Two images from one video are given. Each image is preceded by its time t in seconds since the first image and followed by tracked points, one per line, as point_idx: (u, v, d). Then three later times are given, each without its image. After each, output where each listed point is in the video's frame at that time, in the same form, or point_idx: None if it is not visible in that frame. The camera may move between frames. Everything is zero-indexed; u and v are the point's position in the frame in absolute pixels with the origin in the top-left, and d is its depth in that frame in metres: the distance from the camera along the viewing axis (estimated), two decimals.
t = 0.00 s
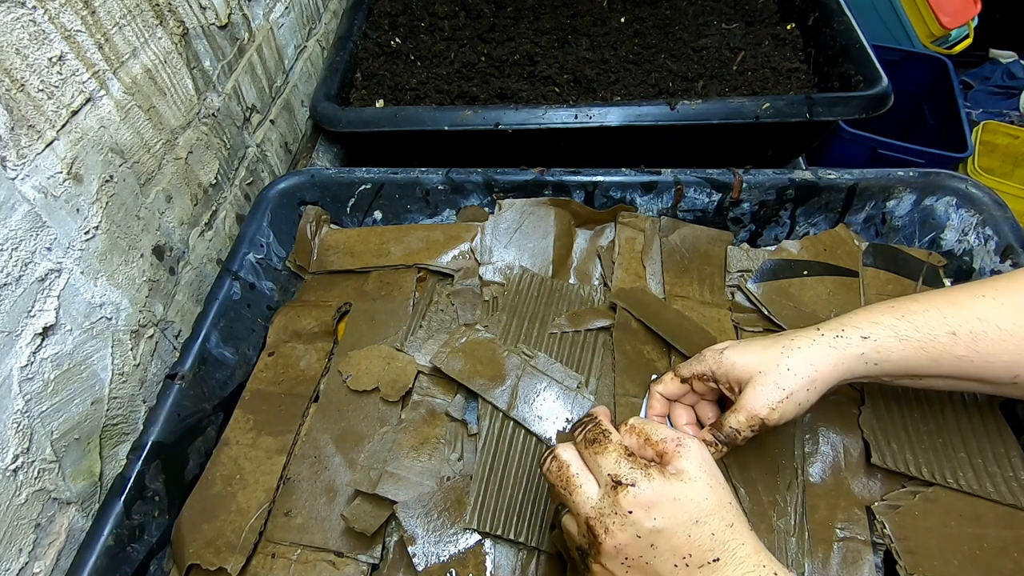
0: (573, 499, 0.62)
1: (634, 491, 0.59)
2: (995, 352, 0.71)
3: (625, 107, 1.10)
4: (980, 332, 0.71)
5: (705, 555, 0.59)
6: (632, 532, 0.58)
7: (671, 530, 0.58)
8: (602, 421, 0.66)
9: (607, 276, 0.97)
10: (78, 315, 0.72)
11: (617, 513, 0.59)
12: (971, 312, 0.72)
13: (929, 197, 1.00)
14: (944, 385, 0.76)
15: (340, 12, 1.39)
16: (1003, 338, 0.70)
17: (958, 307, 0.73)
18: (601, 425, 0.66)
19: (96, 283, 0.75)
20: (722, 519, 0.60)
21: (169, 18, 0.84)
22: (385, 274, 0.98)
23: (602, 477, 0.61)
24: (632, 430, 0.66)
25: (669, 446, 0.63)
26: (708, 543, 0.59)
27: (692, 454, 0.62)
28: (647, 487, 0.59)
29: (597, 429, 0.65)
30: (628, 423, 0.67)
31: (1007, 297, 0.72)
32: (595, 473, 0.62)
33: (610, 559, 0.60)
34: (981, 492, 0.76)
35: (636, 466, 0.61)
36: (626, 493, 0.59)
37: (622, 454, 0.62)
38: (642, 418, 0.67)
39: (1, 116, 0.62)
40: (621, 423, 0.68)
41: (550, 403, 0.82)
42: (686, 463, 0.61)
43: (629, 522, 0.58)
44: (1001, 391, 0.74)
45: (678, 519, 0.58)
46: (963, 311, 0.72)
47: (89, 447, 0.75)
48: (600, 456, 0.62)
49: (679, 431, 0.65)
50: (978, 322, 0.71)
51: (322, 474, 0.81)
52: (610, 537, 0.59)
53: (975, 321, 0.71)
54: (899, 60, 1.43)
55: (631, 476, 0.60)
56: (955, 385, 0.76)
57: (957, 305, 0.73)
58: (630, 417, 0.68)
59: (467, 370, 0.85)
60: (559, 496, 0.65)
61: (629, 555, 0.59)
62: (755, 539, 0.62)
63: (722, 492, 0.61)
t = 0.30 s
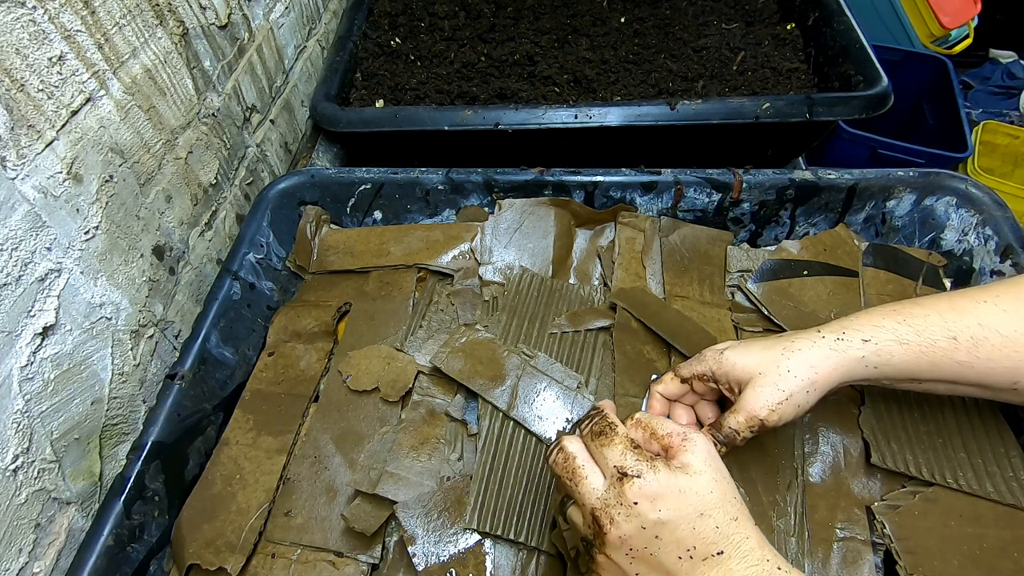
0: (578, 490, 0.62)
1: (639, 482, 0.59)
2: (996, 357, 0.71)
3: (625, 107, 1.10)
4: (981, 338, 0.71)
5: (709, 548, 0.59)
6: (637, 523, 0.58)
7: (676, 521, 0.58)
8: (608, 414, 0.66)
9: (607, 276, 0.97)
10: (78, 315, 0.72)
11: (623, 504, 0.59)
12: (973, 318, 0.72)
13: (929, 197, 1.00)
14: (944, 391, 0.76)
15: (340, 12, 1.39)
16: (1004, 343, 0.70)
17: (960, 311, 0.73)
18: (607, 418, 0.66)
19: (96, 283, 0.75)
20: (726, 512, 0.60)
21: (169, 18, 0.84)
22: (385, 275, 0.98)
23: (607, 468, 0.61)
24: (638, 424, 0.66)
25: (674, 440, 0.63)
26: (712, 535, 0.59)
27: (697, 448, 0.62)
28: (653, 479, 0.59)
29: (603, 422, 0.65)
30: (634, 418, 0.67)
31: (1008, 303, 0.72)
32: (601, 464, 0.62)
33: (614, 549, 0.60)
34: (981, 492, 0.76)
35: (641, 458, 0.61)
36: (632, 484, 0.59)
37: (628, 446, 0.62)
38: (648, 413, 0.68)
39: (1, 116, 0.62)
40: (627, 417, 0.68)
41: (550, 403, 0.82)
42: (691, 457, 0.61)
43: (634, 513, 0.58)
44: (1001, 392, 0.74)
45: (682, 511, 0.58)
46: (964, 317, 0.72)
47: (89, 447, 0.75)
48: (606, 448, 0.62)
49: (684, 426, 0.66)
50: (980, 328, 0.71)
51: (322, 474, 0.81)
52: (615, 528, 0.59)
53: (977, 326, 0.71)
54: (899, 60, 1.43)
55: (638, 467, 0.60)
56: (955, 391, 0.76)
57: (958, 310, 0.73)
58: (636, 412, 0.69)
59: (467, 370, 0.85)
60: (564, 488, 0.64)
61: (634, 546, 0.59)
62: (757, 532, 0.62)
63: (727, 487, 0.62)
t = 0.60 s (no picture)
0: (579, 490, 0.62)
1: (639, 482, 0.59)
2: (995, 358, 0.71)
3: (625, 107, 1.10)
4: (980, 338, 0.71)
5: (709, 548, 0.59)
6: (638, 524, 0.58)
7: (676, 522, 0.58)
8: (609, 415, 0.66)
9: (607, 276, 0.97)
10: (78, 315, 0.72)
11: (623, 504, 0.59)
12: (973, 318, 0.72)
13: (929, 197, 1.00)
14: (944, 390, 0.76)
15: (340, 13, 1.39)
16: (1003, 344, 0.70)
17: (959, 312, 0.73)
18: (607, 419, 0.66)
19: (96, 283, 0.75)
20: (726, 512, 0.60)
21: (169, 18, 0.84)
22: (385, 275, 0.98)
23: (608, 468, 0.61)
24: (638, 424, 0.66)
25: (674, 441, 0.63)
26: (712, 536, 0.59)
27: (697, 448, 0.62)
28: (653, 479, 0.59)
29: (603, 422, 0.65)
30: (634, 418, 0.67)
31: (1008, 304, 0.72)
32: (601, 465, 0.62)
33: (614, 549, 0.60)
34: (981, 492, 0.76)
35: (641, 459, 0.60)
36: (632, 485, 0.59)
37: (628, 447, 0.62)
38: (648, 413, 0.67)
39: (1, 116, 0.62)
40: (627, 417, 0.68)
41: (549, 403, 0.82)
42: (692, 457, 0.61)
43: (634, 513, 0.58)
44: (1001, 393, 0.74)
45: (682, 511, 0.58)
46: (963, 317, 0.72)
47: (89, 447, 0.75)
48: (606, 449, 0.62)
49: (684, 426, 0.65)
50: (980, 328, 0.71)
51: (322, 474, 0.81)
52: (615, 528, 0.59)
53: (977, 327, 0.71)
54: (899, 60, 1.43)
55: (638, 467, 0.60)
56: (954, 391, 0.76)
57: (958, 311, 0.73)
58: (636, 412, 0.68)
59: (467, 370, 0.85)
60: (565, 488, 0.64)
61: (634, 547, 0.59)
62: (757, 531, 0.62)
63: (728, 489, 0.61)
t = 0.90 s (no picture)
0: (578, 492, 0.62)
1: (639, 484, 0.58)
2: (995, 359, 0.71)
3: (626, 107, 1.10)
4: (980, 340, 0.71)
5: (710, 550, 0.59)
6: (638, 526, 0.58)
7: (677, 524, 0.58)
8: (608, 416, 0.66)
9: (607, 276, 0.97)
10: (78, 315, 0.72)
11: (623, 506, 0.59)
12: (972, 320, 0.72)
13: (929, 197, 1.00)
14: (943, 391, 0.76)
15: (340, 13, 1.39)
16: (1003, 345, 0.70)
17: (959, 313, 0.73)
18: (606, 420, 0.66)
19: (96, 283, 0.75)
20: (726, 514, 0.60)
21: (169, 18, 0.84)
22: (385, 274, 0.98)
23: (607, 470, 0.61)
24: (637, 425, 0.66)
25: (673, 442, 0.63)
26: (713, 537, 0.59)
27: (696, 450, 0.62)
28: (653, 481, 0.59)
29: (602, 423, 0.65)
30: (633, 419, 0.67)
31: (1007, 305, 0.72)
32: (600, 467, 0.62)
33: (614, 552, 0.60)
34: (981, 492, 0.76)
35: (641, 460, 0.60)
36: (632, 487, 0.59)
37: (628, 448, 0.62)
38: (647, 414, 0.67)
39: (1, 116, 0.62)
40: (627, 418, 0.68)
41: (549, 403, 0.82)
42: (691, 459, 0.61)
43: (635, 515, 0.58)
44: (1000, 394, 0.74)
45: (682, 512, 0.58)
46: (963, 318, 0.72)
47: (89, 447, 0.75)
48: (605, 451, 0.62)
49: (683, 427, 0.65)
50: (979, 329, 0.71)
51: (322, 474, 0.81)
52: (615, 530, 0.59)
53: (976, 328, 0.71)
54: (899, 60, 1.43)
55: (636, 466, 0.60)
56: (954, 392, 0.76)
57: (957, 312, 0.73)
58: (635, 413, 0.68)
59: (467, 370, 0.85)
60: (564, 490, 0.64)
61: (634, 549, 0.59)
62: (757, 532, 0.62)
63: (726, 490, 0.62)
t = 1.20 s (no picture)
0: (581, 488, 0.62)
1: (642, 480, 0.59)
2: (994, 359, 0.71)
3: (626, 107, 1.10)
4: (979, 340, 0.71)
5: (713, 546, 0.59)
6: (642, 522, 0.58)
7: (680, 520, 0.58)
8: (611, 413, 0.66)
9: (607, 276, 0.97)
10: (78, 315, 0.72)
11: (627, 503, 0.59)
12: (971, 320, 0.72)
13: (929, 197, 1.00)
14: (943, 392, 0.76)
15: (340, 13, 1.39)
16: (1003, 346, 0.70)
17: (958, 313, 0.73)
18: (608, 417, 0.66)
19: (96, 283, 0.75)
20: (729, 510, 0.60)
21: (169, 18, 0.84)
22: (385, 275, 0.98)
23: (610, 467, 0.61)
24: (640, 422, 0.66)
25: (676, 439, 0.63)
26: (716, 534, 0.59)
27: (699, 447, 0.62)
28: (657, 478, 0.59)
29: (606, 420, 0.65)
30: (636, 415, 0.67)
31: (1006, 306, 0.72)
32: (604, 463, 0.62)
33: (618, 548, 0.60)
34: (981, 492, 0.76)
35: (644, 457, 0.60)
36: (636, 484, 0.59)
37: (631, 445, 0.62)
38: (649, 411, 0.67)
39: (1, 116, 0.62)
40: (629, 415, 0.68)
41: (549, 403, 0.82)
42: (694, 455, 0.61)
43: (639, 512, 0.58)
44: (1000, 394, 0.74)
45: (686, 509, 0.58)
46: (962, 319, 0.72)
47: (89, 447, 0.75)
48: (609, 447, 0.62)
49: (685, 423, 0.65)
50: (978, 330, 0.71)
51: (322, 474, 0.81)
52: (619, 527, 0.59)
53: (975, 328, 0.71)
54: (899, 60, 1.43)
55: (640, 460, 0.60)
56: (954, 392, 0.76)
57: (956, 312, 0.73)
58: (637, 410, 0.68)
59: (467, 370, 0.85)
60: (567, 486, 0.64)
61: (638, 545, 0.59)
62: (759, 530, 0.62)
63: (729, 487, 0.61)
